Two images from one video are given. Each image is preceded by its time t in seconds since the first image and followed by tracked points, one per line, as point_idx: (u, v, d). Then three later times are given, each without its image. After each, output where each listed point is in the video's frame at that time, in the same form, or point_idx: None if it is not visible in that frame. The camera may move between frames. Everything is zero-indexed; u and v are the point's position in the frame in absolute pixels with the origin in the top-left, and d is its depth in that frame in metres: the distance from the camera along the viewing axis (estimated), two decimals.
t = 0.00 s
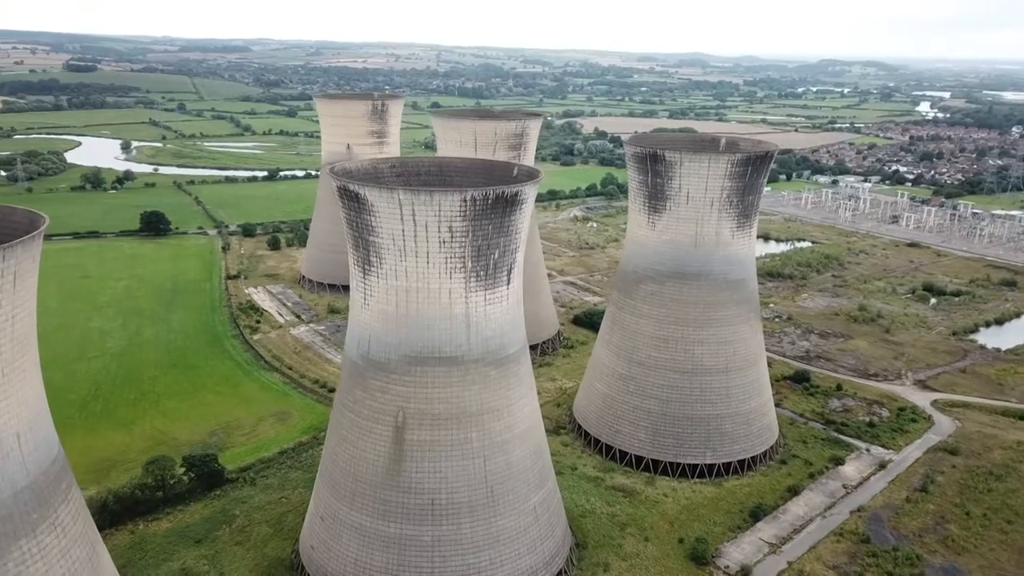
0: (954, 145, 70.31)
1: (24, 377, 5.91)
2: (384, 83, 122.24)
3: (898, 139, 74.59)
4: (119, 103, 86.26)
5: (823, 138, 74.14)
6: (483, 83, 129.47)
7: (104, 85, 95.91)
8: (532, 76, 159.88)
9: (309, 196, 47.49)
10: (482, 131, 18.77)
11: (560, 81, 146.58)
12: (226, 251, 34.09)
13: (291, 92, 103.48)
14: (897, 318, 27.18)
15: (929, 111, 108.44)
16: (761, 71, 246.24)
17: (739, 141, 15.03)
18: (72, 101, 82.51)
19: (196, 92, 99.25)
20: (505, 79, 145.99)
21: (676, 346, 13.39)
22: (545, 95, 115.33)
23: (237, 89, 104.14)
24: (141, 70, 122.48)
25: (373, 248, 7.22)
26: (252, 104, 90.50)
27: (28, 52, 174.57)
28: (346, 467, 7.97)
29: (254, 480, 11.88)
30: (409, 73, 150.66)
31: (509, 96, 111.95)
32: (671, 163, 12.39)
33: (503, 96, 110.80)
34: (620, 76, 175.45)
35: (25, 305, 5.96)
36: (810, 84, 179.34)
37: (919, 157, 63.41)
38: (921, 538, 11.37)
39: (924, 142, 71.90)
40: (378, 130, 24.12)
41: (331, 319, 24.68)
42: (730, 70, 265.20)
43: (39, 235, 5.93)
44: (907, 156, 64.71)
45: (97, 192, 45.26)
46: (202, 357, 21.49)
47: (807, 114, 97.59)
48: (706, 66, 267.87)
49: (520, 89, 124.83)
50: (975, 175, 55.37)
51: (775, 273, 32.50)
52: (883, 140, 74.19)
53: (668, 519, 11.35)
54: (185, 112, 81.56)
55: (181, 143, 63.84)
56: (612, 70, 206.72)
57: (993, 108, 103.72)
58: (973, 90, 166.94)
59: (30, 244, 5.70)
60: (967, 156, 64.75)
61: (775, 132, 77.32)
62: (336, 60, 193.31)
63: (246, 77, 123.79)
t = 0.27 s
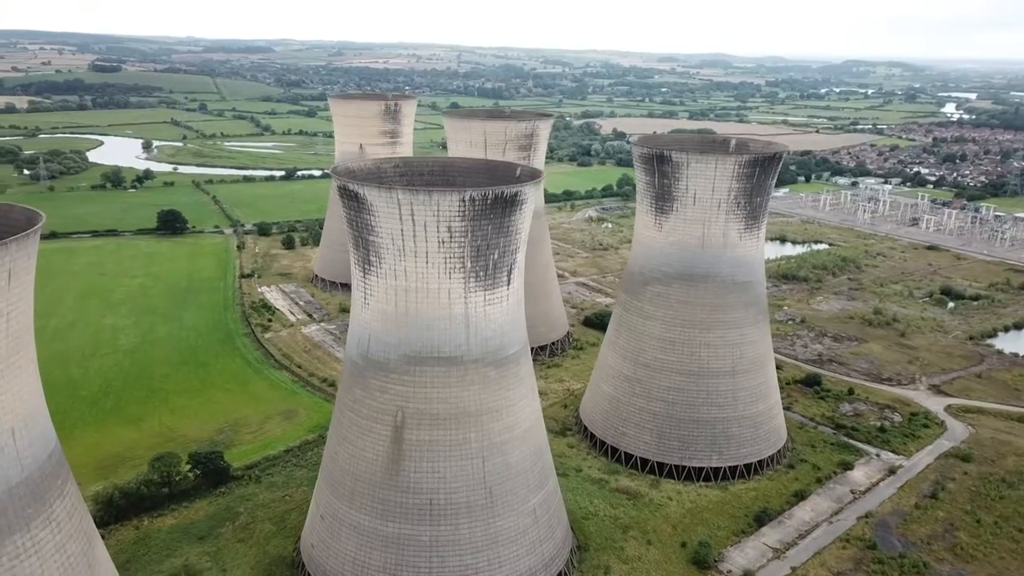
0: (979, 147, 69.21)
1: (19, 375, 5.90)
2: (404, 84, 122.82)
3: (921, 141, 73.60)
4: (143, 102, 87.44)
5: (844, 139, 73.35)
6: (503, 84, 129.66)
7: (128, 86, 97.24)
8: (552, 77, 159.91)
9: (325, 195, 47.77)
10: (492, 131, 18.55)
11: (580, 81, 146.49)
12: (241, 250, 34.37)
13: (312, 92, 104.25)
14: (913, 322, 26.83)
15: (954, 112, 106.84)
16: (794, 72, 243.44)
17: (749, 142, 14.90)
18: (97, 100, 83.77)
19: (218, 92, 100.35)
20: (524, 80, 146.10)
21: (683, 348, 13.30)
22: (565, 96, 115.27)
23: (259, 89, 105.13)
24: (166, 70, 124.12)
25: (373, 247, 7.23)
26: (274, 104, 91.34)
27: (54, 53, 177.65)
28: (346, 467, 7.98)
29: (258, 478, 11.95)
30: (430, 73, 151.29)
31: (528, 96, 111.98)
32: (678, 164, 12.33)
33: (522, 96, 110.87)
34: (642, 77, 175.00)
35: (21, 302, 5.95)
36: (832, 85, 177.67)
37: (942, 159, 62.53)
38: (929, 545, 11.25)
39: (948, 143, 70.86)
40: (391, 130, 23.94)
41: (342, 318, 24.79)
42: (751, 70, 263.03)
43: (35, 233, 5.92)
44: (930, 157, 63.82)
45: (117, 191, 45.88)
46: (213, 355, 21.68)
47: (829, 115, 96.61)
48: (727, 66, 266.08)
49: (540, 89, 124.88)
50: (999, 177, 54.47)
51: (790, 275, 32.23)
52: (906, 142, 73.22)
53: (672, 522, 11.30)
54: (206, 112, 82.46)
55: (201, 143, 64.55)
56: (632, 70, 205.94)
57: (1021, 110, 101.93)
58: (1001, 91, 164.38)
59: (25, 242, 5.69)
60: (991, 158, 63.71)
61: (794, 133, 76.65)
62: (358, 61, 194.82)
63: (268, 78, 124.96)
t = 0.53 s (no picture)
0: (1000, 149, 68.22)
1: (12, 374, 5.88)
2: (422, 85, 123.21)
3: (941, 143, 72.68)
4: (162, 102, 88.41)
5: (862, 140, 72.66)
6: (520, 84, 129.71)
7: (148, 86, 98.29)
8: (569, 78, 159.87)
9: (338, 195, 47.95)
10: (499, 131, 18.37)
11: (597, 82, 146.28)
12: (253, 249, 34.59)
13: (329, 92, 104.75)
14: (926, 325, 26.51)
15: (977, 113, 105.39)
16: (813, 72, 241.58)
17: (756, 143, 14.79)
18: (117, 100, 84.83)
19: (237, 92, 101.28)
20: (541, 81, 146.06)
21: (686, 350, 13.23)
22: (581, 96, 115.10)
23: (277, 89, 105.91)
24: (186, 71, 125.54)
25: (371, 247, 7.24)
26: (291, 104, 91.91)
27: (77, 53, 180.16)
28: (343, 465, 8.00)
29: (261, 476, 12.01)
30: (448, 73, 151.75)
31: (545, 97, 111.95)
32: (682, 165, 12.26)
33: (539, 96, 110.85)
34: (660, 78, 174.50)
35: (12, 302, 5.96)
36: (852, 86, 176.11)
37: (962, 161, 61.73)
38: (934, 552, 11.15)
39: (969, 145, 69.92)
40: (400, 130, 23.89)
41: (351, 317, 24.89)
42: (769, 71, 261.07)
43: (28, 231, 5.92)
44: (949, 159, 63.01)
45: (134, 189, 46.42)
46: (221, 353, 21.84)
47: (848, 116, 95.71)
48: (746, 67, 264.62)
49: (557, 90, 124.79)
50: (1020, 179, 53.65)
51: (803, 277, 31.98)
52: (926, 144, 72.33)
53: (673, 525, 11.27)
54: (223, 111, 83.18)
55: (218, 142, 65.12)
56: (649, 71, 205.12)
57: None
58: None
59: (16, 240, 5.66)
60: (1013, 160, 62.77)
61: (811, 134, 76.05)
62: (375, 61, 196.04)
63: (286, 78, 125.86)
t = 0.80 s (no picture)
0: None
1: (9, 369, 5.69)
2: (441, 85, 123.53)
3: (964, 145, 71.61)
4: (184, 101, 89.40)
5: (882, 141, 71.85)
6: (539, 84, 129.62)
7: (171, 85, 99.35)
8: (589, 78, 159.63)
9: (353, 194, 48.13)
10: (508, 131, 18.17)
11: (617, 82, 145.87)
12: (267, 248, 34.81)
13: (348, 92, 105.27)
14: (942, 329, 26.15)
15: (1003, 115, 103.66)
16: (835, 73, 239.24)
17: (765, 144, 14.66)
18: (139, 99, 85.91)
19: (257, 92, 102.20)
20: (560, 81, 145.88)
21: (692, 352, 13.15)
22: (600, 97, 114.79)
23: (297, 89, 106.62)
24: (210, 70, 126.99)
25: (370, 246, 7.25)
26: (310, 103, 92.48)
27: (102, 53, 182.74)
28: (341, 464, 8.02)
29: (265, 473, 12.07)
30: (468, 73, 152.02)
31: (564, 97, 111.75)
32: (688, 165, 12.20)
33: (558, 97, 110.71)
34: (680, 78, 173.73)
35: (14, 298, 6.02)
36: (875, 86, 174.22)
37: (985, 163, 60.80)
38: (940, 559, 11.03)
39: (993, 147, 68.81)
40: (412, 130, 23.83)
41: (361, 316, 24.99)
42: (800, 72, 258.15)
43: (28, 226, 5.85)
44: (972, 161, 62.06)
45: (152, 188, 46.96)
46: (232, 351, 22.00)
47: (870, 117, 94.60)
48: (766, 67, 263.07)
49: (576, 90, 124.58)
50: None
51: (817, 279, 31.70)
52: (949, 145, 71.30)
53: (675, 528, 11.25)
54: (243, 111, 83.88)
55: (236, 141, 65.72)
56: (669, 71, 204.01)
57: None
58: None
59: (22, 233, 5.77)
60: None
61: (831, 135, 75.33)
62: (396, 61, 197.14)
63: (306, 78, 126.72)
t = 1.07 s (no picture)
0: None
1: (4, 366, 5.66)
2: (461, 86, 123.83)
3: (989, 147, 70.49)
4: (205, 101, 90.39)
5: (904, 143, 70.95)
6: (559, 85, 129.55)
7: (193, 86, 100.48)
8: (609, 79, 159.37)
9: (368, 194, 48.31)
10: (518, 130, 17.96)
11: (637, 83, 145.41)
12: (281, 247, 35.03)
13: (368, 92, 105.83)
14: (958, 334, 25.76)
15: None
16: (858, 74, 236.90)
17: (774, 144, 14.52)
18: (162, 99, 87.02)
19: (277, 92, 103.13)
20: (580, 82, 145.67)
21: (697, 354, 13.05)
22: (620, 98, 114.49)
23: (318, 90, 107.38)
24: (232, 71, 128.39)
25: (369, 246, 7.26)
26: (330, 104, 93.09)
27: (128, 53, 185.49)
28: (341, 463, 8.04)
29: (270, 471, 12.12)
30: (488, 74, 152.30)
31: (584, 98, 111.55)
32: (694, 166, 12.12)
33: (578, 98, 110.56)
34: (700, 79, 172.90)
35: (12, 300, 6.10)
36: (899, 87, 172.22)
37: (1010, 165, 59.81)
38: (947, 567, 10.90)
39: (1019, 149, 67.64)
40: (424, 130, 23.77)
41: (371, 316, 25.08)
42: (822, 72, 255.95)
43: (25, 222, 5.85)
44: (997, 164, 61.06)
45: (170, 186, 47.48)
46: (243, 348, 22.17)
47: (893, 119, 93.47)
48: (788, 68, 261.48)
49: (596, 91, 124.37)
50: None
51: (832, 282, 31.37)
52: (974, 147, 70.19)
53: (679, 532, 11.21)
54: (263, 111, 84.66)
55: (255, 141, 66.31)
56: (688, 71, 202.81)
57: None
58: None
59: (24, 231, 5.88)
60: None
61: (853, 137, 74.51)
62: (416, 61, 198.14)
63: (327, 78, 127.64)
